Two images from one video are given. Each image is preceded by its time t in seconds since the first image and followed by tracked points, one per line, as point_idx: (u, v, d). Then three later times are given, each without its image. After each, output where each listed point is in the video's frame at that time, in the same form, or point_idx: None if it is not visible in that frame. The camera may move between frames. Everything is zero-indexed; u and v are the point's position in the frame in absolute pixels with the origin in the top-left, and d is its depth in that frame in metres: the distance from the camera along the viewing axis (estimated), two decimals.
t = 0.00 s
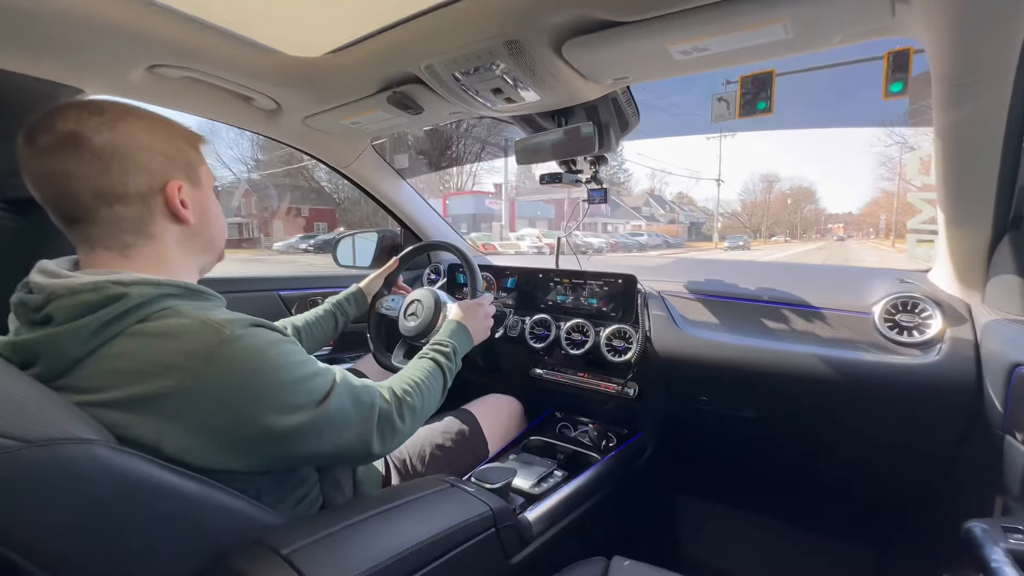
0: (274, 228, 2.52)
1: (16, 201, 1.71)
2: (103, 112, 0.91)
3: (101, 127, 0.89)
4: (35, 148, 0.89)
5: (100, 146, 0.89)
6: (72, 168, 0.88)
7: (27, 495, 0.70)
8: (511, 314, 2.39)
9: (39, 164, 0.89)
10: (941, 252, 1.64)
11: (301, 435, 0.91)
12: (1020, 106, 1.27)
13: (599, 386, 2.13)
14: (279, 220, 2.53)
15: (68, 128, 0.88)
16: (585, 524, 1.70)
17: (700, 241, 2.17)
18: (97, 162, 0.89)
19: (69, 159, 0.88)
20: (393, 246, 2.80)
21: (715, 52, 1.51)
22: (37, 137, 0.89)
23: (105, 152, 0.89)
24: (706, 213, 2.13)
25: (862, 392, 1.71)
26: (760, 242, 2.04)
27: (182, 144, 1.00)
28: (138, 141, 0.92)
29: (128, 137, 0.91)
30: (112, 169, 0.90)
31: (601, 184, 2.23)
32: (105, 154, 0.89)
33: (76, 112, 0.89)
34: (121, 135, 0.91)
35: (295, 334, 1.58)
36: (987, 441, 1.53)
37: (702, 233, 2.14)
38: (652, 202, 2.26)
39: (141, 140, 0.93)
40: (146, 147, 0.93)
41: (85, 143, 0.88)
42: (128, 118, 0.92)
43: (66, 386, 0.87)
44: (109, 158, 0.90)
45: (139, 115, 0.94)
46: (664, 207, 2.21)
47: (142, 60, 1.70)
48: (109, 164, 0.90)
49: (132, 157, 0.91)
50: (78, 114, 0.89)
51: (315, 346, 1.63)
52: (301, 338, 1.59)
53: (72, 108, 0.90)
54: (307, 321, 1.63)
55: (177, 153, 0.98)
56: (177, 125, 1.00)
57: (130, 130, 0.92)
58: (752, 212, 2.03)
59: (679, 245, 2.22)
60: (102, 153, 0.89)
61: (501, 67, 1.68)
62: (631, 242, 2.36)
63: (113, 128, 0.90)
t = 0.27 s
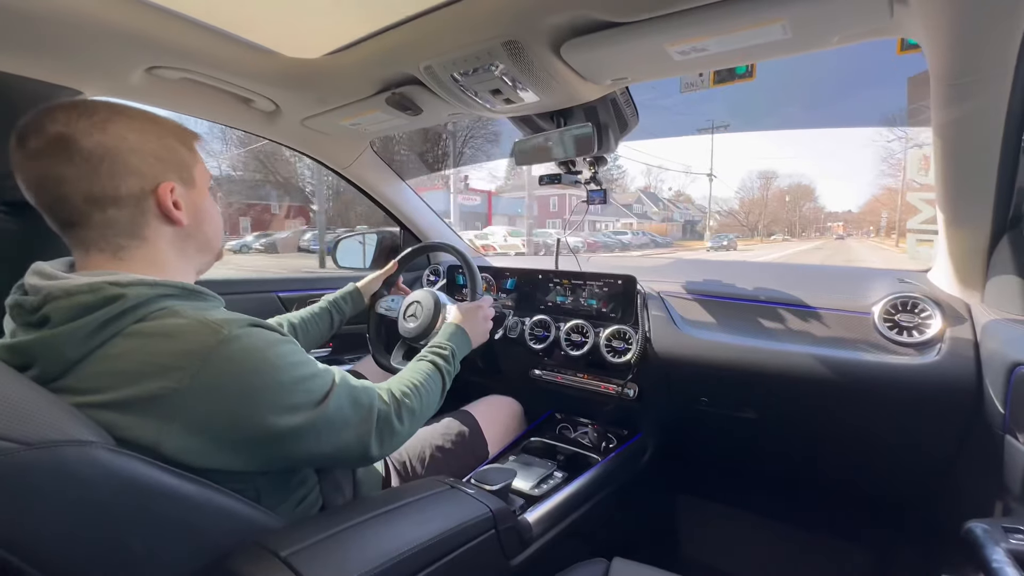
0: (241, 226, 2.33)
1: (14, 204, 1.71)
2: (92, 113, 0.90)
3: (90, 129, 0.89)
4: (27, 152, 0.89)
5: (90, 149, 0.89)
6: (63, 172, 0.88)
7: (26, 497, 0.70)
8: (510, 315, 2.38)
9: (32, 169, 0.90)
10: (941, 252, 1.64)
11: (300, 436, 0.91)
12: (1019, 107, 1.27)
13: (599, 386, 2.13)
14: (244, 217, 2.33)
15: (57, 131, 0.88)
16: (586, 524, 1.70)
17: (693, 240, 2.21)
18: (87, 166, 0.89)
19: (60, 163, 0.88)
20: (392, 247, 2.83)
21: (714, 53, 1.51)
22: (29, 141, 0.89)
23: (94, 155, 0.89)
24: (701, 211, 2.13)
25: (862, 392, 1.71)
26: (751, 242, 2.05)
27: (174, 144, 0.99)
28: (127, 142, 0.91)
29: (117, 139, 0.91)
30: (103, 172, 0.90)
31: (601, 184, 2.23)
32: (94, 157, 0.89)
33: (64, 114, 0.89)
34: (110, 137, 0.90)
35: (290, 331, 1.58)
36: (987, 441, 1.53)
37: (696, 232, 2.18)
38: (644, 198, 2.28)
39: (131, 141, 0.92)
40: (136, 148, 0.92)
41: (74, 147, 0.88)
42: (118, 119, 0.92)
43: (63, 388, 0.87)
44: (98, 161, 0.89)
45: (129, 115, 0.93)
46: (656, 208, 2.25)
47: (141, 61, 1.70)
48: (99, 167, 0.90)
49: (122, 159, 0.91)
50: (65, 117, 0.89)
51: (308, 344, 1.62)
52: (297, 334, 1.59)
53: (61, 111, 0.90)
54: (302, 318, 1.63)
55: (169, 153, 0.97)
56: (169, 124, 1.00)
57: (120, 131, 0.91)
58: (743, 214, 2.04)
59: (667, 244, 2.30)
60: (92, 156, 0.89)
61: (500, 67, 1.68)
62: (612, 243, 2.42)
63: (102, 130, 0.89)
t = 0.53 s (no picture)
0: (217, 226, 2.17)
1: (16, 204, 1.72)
2: (122, 119, 0.91)
3: (123, 135, 0.90)
4: (49, 152, 0.88)
5: (122, 154, 0.89)
6: (93, 175, 0.88)
7: (26, 498, 0.70)
8: (511, 315, 2.38)
9: (54, 168, 0.88)
10: (940, 252, 1.64)
11: (301, 438, 0.91)
12: (1020, 108, 1.28)
13: (600, 387, 2.13)
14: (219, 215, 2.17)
15: (87, 135, 0.88)
16: (586, 525, 1.70)
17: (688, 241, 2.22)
18: (119, 170, 0.90)
19: (90, 166, 0.88)
20: (393, 249, 2.85)
21: (714, 54, 1.51)
22: (52, 141, 0.88)
23: (126, 160, 0.90)
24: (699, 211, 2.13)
25: (862, 393, 1.71)
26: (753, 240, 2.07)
27: (197, 151, 1.01)
28: (157, 149, 0.93)
29: (148, 145, 0.92)
30: (133, 177, 0.91)
31: (601, 184, 2.22)
32: (126, 161, 0.90)
33: (94, 118, 0.89)
34: (141, 143, 0.91)
35: (293, 333, 1.58)
36: (987, 441, 1.52)
37: (689, 230, 2.18)
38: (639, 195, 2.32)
39: (160, 147, 0.94)
40: (165, 155, 0.94)
41: (107, 151, 0.88)
42: (148, 126, 0.93)
43: (64, 389, 0.87)
44: (129, 166, 0.90)
45: (157, 122, 0.95)
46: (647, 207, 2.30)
47: (142, 63, 1.70)
48: (129, 171, 0.91)
49: (153, 165, 0.93)
50: (97, 121, 0.89)
51: (310, 346, 1.63)
52: (299, 336, 1.59)
53: (88, 113, 0.89)
54: (305, 319, 1.63)
55: (191, 159, 0.99)
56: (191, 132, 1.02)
57: (150, 138, 0.93)
58: (741, 215, 2.06)
59: (654, 244, 2.32)
60: (123, 160, 0.90)
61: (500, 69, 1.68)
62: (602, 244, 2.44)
63: (134, 136, 0.91)
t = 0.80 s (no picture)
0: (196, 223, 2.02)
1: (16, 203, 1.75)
2: (132, 120, 0.91)
3: (134, 136, 0.90)
4: (57, 151, 0.88)
5: (134, 155, 0.90)
6: (104, 176, 0.89)
7: (26, 497, 0.70)
8: (511, 315, 2.38)
9: (62, 168, 0.88)
10: (941, 253, 1.64)
11: (300, 439, 0.91)
12: (1020, 109, 1.27)
13: (600, 387, 2.13)
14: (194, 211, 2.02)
15: (99, 135, 0.88)
16: (586, 525, 1.70)
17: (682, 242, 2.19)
18: (130, 171, 0.90)
19: (100, 166, 0.88)
20: (393, 249, 2.86)
21: (715, 54, 1.51)
22: (61, 140, 0.88)
23: (137, 160, 0.90)
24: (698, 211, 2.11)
25: (862, 394, 1.71)
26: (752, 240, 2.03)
27: (203, 152, 1.02)
28: (168, 150, 0.94)
29: (159, 147, 0.93)
30: (144, 177, 0.92)
31: (601, 184, 2.23)
32: (138, 162, 0.90)
33: (105, 119, 0.89)
34: (152, 145, 0.92)
35: (293, 333, 1.58)
36: (988, 443, 1.52)
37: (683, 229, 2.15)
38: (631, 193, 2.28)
39: (170, 149, 0.94)
40: (176, 156, 0.95)
41: (118, 151, 0.89)
42: (158, 127, 0.94)
43: (65, 389, 0.87)
44: (141, 167, 0.91)
45: (166, 124, 0.96)
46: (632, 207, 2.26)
47: (143, 63, 1.71)
48: (140, 172, 0.91)
49: (163, 166, 0.93)
50: (108, 122, 0.89)
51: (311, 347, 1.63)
52: (299, 338, 1.59)
53: (98, 114, 0.90)
54: (305, 321, 1.63)
55: (199, 161, 1.00)
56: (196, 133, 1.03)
57: (160, 139, 0.94)
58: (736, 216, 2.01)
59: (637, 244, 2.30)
60: (135, 161, 0.90)
61: (501, 69, 1.68)
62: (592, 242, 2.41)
63: (145, 137, 0.92)
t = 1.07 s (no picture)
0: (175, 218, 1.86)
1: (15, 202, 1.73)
2: (136, 120, 0.91)
3: (141, 136, 0.91)
4: (62, 152, 0.88)
5: (140, 154, 0.90)
6: (110, 175, 0.89)
7: (25, 495, 0.70)
8: (511, 315, 2.39)
9: (68, 169, 0.88)
10: (940, 254, 1.63)
11: (300, 437, 0.91)
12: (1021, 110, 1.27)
13: (600, 387, 2.13)
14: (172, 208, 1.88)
15: (104, 135, 0.88)
16: (586, 526, 1.70)
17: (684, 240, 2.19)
18: (136, 171, 0.90)
19: (107, 166, 0.88)
20: (393, 249, 2.87)
21: (715, 55, 1.51)
22: (66, 141, 0.88)
23: (144, 160, 0.91)
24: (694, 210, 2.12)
25: (862, 394, 1.71)
26: (751, 240, 2.04)
27: (207, 152, 1.03)
28: (173, 150, 0.94)
29: (164, 146, 0.93)
30: (150, 177, 0.92)
31: (602, 185, 2.22)
32: (144, 162, 0.91)
33: (111, 119, 0.90)
34: (158, 144, 0.92)
35: (293, 334, 1.58)
36: (987, 443, 1.52)
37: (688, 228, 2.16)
38: (623, 193, 2.33)
39: (176, 149, 0.95)
40: (182, 156, 0.96)
41: (125, 151, 0.89)
42: (164, 127, 0.94)
43: (65, 387, 0.87)
44: (147, 166, 0.91)
45: (171, 123, 0.96)
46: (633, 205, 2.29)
47: (144, 62, 1.71)
48: (146, 172, 0.91)
49: (169, 165, 0.94)
50: (113, 121, 0.89)
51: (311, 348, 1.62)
52: (299, 338, 1.59)
53: (104, 114, 0.90)
54: (304, 322, 1.63)
55: (203, 160, 1.01)
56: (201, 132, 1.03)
57: (166, 139, 0.94)
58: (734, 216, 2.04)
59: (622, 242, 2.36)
60: (141, 161, 0.90)
61: (501, 69, 1.68)
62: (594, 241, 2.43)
63: (151, 137, 0.92)
